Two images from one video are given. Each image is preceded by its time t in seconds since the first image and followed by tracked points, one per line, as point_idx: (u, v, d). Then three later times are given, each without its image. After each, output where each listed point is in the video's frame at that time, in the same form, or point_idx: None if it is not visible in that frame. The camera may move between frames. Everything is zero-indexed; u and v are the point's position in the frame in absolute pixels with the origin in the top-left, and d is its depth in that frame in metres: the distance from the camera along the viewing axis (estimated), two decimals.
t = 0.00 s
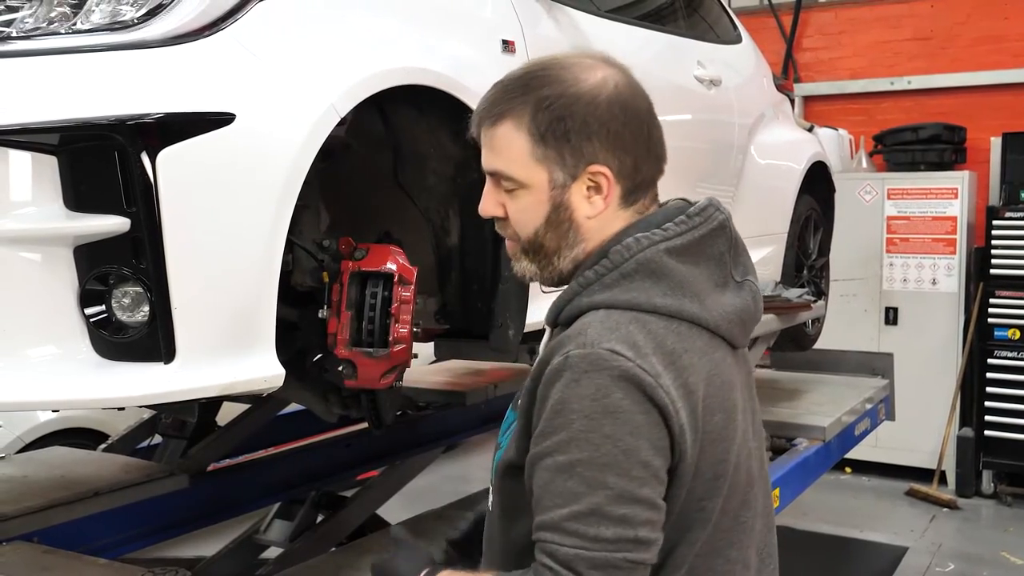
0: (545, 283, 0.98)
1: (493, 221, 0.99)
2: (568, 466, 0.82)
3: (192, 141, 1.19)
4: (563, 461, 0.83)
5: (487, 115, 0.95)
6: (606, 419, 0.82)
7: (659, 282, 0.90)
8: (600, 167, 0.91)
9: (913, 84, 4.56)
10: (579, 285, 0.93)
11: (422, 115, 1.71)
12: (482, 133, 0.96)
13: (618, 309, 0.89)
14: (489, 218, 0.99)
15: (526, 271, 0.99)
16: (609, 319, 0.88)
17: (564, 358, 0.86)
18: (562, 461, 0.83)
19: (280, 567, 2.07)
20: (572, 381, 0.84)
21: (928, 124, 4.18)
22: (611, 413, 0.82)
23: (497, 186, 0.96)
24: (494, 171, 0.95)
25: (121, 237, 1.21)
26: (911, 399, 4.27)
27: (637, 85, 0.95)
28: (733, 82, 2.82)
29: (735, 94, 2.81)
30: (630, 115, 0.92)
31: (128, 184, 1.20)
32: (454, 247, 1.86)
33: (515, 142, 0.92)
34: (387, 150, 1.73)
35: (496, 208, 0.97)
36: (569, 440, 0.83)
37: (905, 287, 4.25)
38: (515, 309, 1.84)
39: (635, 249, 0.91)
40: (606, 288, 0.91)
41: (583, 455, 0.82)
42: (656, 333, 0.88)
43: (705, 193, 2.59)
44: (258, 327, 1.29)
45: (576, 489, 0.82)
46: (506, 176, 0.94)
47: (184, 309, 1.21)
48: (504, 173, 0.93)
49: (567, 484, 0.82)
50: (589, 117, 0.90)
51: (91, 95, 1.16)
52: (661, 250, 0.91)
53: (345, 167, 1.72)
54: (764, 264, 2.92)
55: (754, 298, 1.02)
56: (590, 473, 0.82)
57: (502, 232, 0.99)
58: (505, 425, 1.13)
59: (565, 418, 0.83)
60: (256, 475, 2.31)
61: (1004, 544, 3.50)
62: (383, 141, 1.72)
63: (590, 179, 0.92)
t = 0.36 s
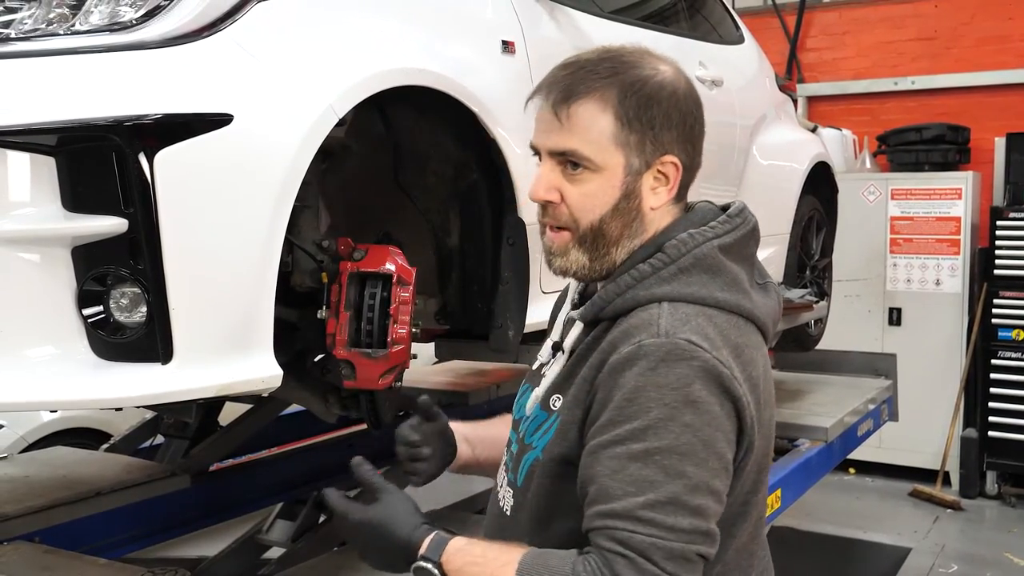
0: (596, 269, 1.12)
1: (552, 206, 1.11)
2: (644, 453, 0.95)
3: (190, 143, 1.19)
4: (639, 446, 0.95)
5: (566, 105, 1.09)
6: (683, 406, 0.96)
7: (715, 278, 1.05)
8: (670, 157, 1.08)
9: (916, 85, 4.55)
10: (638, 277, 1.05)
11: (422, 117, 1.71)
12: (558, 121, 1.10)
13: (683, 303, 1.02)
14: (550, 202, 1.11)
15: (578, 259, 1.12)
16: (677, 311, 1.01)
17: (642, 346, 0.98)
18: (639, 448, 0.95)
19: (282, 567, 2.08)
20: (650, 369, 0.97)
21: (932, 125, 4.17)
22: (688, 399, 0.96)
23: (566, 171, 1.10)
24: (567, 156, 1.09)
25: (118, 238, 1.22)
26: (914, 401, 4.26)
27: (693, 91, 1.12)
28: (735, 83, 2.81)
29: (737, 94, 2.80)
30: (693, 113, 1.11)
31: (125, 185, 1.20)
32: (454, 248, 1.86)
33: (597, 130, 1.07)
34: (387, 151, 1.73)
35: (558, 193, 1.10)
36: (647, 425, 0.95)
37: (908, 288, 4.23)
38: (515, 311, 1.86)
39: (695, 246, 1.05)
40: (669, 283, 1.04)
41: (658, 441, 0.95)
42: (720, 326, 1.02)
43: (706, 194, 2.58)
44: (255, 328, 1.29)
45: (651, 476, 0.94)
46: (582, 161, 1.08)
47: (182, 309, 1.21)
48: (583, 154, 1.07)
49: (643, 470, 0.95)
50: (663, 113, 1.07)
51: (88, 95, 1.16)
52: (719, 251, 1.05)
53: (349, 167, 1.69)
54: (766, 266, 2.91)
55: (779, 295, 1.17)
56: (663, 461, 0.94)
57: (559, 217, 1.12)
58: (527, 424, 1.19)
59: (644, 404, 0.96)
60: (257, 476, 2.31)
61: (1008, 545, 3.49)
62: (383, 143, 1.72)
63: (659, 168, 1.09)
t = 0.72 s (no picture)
0: (639, 260, 1.11)
1: (601, 194, 1.11)
2: (693, 454, 0.95)
3: (190, 143, 1.19)
4: (686, 447, 0.95)
5: (616, 90, 1.10)
6: (728, 404, 0.96)
7: (739, 276, 1.07)
8: (703, 151, 1.15)
9: (920, 85, 4.54)
10: (664, 276, 1.06)
11: (423, 117, 1.71)
12: (608, 106, 1.10)
13: (712, 301, 1.03)
14: (600, 190, 1.10)
15: (624, 250, 1.11)
16: (707, 310, 1.02)
17: (678, 346, 0.99)
18: (687, 449, 0.95)
19: (283, 566, 2.08)
20: (690, 369, 0.97)
21: (936, 125, 4.17)
22: (731, 397, 0.97)
23: (618, 157, 1.10)
24: (620, 143, 1.10)
25: (116, 239, 1.22)
26: (916, 402, 4.25)
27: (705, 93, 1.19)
28: (736, 83, 2.81)
29: (739, 95, 2.80)
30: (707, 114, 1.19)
31: (123, 184, 1.20)
32: (455, 248, 1.86)
33: (652, 115, 1.10)
34: (388, 153, 1.74)
35: (610, 180, 1.10)
36: (693, 426, 0.96)
37: (912, 288, 4.23)
38: (516, 311, 1.86)
39: (721, 245, 1.06)
40: (697, 282, 1.05)
41: (705, 441, 0.95)
42: (748, 323, 1.04)
43: (707, 194, 2.58)
44: (255, 328, 1.29)
45: (704, 475, 0.95)
46: (636, 147, 1.09)
47: (183, 309, 1.22)
48: (641, 137, 1.09)
49: (694, 471, 0.95)
50: (697, 107, 1.13)
51: (88, 96, 1.17)
52: (741, 249, 1.07)
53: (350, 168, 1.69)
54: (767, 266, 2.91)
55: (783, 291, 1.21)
56: (713, 460, 0.95)
57: (606, 206, 1.11)
58: (546, 428, 1.18)
59: (687, 405, 0.96)
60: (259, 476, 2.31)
61: (1011, 547, 3.48)
62: (384, 144, 1.72)
63: (696, 160, 1.14)
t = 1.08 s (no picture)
0: (586, 262, 1.10)
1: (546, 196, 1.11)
2: (703, 454, 0.91)
3: (188, 144, 1.19)
4: (695, 448, 0.91)
5: (559, 93, 1.07)
6: (731, 401, 0.92)
7: (738, 275, 1.02)
8: (664, 153, 1.03)
9: (923, 85, 4.54)
10: (663, 278, 1.02)
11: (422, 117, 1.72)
12: (551, 111, 1.08)
13: (709, 301, 0.99)
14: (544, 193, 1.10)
15: (570, 251, 1.10)
16: (703, 310, 0.98)
17: (676, 348, 0.95)
18: (695, 451, 0.91)
19: (286, 566, 2.08)
20: (689, 370, 0.93)
21: (939, 125, 4.16)
22: (732, 396, 0.93)
23: (557, 161, 1.08)
24: (558, 147, 1.08)
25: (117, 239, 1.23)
26: (920, 403, 4.24)
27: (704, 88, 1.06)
28: (739, 83, 2.81)
29: (741, 95, 2.80)
30: (698, 108, 1.04)
31: (124, 184, 1.21)
32: (455, 249, 1.87)
33: (583, 121, 1.05)
34: (389, 154, 1.74)
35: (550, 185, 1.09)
36: (699, 427, 0.92)
37: (916, 289, 4.22)
38: (516, 312, 1.86)
39: (718, 243, 1.02)
40: (693, 282, 1.01)
41: (713, 440, 0.91)
42: (746, 322, 1.00)
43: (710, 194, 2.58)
44: (254, 328, 1.30)
45: (716, 474, 0.90)
46: (569, 154, 1.06)
47: (182, 310, 1.22)
48: (572, 144, 1.05)
49: (705, 472, 0.90)
50: (661, 109, 1.03)
51: (89, 96, 1.17)
52: (739, 247, 1.03)
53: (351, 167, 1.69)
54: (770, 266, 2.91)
55: (789, 290, 1.16)
56: (723, 459, 0.90)
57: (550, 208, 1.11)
58: (552, 428, 1.17)
59: (690, 407, 0.92)
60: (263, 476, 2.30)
61: (1015, 548, 3.48)
62: (385, 144, 1.73)
63: (652, 165, 1.04)
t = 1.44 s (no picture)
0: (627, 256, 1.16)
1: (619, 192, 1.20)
2: (668, 444, 0.90)
3: (187, 145, 1.20)
4: (660, 437, 0.91)
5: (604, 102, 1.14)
6: (698, 397, 0.91)
7: (738, 281, 0.99)
8: (616, 167, 1.04)
9: (927, 85, 4.53)
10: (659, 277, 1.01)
11: (423, 118, 1.73)
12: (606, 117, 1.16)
13: (699, 302, 0.98)
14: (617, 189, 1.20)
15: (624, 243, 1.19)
16: (691, 311, 0.96)
17: (656, 344, 0.94)
18: (660, 440, 0.91)
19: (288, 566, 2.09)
20: (663, 365, 0.93)
21: (943, 126, 4.15)
22: (703, 393, 0.91)
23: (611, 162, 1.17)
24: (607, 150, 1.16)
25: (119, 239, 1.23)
26: (924, 403, 4.22)
27: (686, 102, 1.00)
28: (740, 83, 2.80)
29: (743, 95, 2.80)
30: (649, 124, 1.00)
31: (124, 185, 1.21)
32: (456, 249, 1.87)
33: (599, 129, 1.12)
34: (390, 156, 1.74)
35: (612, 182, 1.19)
36: (665, 417, 0.91)
37: (919, 289, 4.20)
38: (517, 312, 1.87)
39: (719, 248, 0.99)
40: (686, 283, 0.99)
41: (678, 432, 0.90)
42: (736, 326, 0.97)
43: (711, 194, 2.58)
44: (254, 329, 1.30)
45: (673, 464, 0.90)
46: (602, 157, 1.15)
47: (182, 310, 1.22)
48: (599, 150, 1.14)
49: (667, 462, 0.90)
50: (621, 124, 1.02)
51: (89, 97, 1.17)
52: (743, 254, 0.99)
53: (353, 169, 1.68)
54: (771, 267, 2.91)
55: (825, 300, 1.10)
56: (686, 451, 0.90)
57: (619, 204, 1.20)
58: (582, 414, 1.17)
59: (661, 399, 0.92)
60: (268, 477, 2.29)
61: (1018, 550, 3.47)
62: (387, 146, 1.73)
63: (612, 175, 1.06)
